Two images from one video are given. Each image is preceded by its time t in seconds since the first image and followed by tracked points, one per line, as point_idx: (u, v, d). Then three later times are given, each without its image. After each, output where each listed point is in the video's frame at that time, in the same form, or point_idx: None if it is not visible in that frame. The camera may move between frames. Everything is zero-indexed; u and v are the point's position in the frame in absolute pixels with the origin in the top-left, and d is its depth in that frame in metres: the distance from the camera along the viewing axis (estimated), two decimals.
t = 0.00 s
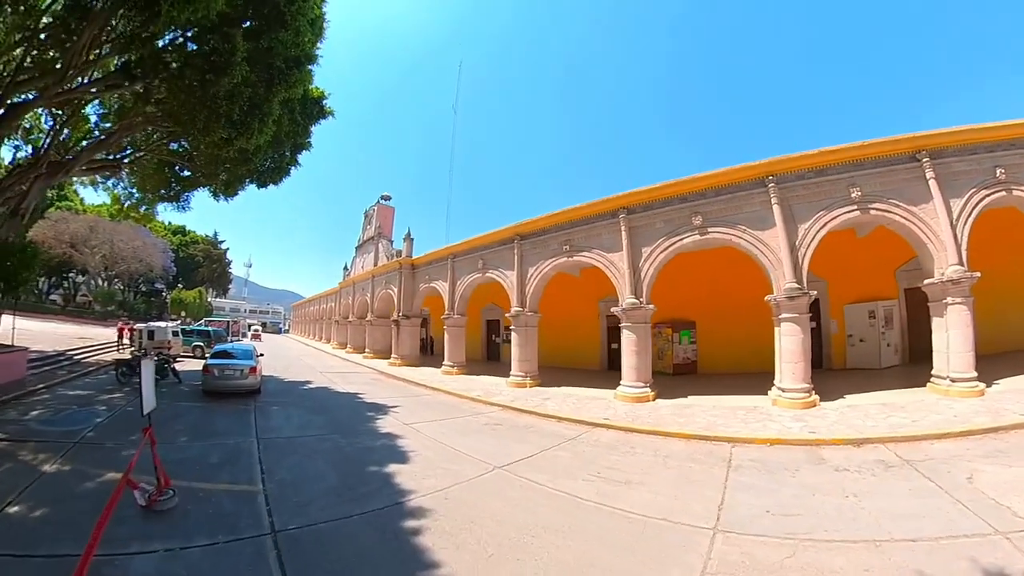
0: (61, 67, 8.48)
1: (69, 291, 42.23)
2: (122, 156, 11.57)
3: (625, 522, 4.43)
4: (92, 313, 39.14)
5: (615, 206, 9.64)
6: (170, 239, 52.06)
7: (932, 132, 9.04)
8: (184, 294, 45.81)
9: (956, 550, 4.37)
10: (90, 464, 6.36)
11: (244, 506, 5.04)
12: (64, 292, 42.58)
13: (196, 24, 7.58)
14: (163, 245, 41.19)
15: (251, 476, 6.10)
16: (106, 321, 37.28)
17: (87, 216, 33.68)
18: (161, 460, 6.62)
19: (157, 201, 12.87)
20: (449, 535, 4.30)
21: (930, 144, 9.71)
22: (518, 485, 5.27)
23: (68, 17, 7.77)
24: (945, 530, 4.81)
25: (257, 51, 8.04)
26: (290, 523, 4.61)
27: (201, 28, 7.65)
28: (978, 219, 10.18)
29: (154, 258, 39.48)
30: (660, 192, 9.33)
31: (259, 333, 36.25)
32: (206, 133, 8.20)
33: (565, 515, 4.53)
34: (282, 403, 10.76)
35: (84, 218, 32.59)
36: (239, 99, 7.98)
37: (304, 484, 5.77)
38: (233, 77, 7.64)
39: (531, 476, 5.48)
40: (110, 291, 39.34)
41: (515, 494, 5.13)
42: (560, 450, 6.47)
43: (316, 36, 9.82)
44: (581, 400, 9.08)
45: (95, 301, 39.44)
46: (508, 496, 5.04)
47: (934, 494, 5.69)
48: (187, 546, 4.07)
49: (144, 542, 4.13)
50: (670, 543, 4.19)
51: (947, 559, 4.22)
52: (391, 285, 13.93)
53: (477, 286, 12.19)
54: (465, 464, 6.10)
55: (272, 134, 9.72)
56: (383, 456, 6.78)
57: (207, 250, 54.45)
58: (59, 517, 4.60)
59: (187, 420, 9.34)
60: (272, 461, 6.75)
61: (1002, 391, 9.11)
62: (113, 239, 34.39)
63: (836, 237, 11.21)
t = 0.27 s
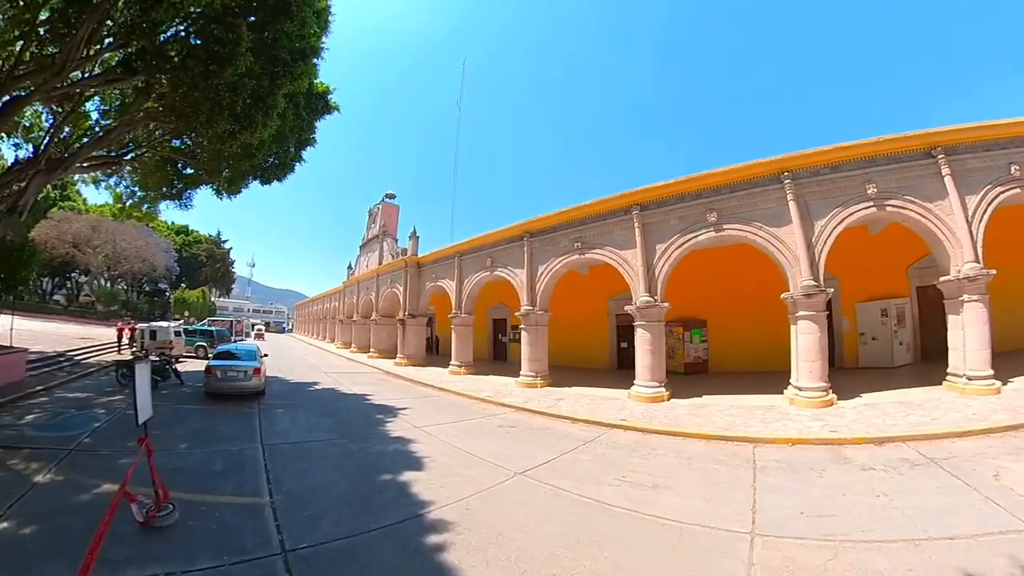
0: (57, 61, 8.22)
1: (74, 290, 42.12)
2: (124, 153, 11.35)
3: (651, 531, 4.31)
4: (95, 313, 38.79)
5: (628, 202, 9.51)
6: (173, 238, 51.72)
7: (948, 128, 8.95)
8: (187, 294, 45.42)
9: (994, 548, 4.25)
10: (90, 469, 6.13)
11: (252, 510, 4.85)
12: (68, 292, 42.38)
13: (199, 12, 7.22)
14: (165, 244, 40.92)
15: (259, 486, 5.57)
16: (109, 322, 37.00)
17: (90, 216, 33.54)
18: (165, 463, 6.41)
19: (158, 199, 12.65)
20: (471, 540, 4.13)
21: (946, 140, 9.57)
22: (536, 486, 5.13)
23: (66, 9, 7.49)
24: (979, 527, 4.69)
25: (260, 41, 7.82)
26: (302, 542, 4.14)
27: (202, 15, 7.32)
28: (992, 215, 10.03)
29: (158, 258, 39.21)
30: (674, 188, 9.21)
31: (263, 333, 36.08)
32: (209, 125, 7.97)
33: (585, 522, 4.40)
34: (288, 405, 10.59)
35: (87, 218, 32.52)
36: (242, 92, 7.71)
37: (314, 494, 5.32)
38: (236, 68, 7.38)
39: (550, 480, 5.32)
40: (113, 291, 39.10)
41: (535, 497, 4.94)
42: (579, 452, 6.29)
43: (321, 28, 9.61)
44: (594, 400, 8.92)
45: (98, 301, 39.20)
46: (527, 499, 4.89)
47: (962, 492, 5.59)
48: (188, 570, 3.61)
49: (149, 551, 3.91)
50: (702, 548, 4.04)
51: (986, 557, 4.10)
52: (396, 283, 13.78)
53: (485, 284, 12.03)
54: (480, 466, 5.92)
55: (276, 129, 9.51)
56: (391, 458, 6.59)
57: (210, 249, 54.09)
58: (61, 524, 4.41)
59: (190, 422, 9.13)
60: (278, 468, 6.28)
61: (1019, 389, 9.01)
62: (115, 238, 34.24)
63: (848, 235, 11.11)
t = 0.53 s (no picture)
0: (54, 51, 7.93)
1: (76, 289, 41.74)
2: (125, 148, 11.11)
3: (679, 534, 4.16)
4: (96, 312, 38.27)
5: (640, 197, 9.36)
6: (176, 237, 51.23)
7: (963, 124, 8.88)
8: (188, 293, 44.88)
9: None
10: (90, 471, 5.91)
11: (261, 512, 4.65)
12: (69, 291, 41.99)
13: None
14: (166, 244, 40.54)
15: (265, 497, 5.06)
16: (111, 322, 35.93)
17: (91, 214, 33.17)
18: (169, 464, 6.20)
19: (158, 195, 12.41)
20: (494, 541, 3.95)
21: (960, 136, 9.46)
22: (557, 486, 4.96)
23: None
24: (1015, 523, 4.58)
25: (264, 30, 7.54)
26: (315, 560, 3.70)
27: None
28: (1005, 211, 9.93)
29: (160, 257, 38.87)
30: (687, 183, 9.10)
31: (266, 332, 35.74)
32: (210, 115, 7.71)
33: (610, 521, 4.25)
34: (292, 405, 10.39)
35: (87, 216, 32.23)
36: (244, 82, 7.46)
37: (324, 503, 4.88)
38: (239, 56, 7.07)
39: (570, 480, 5.17)
40: (113, 290, 38.70)
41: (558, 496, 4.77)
42: (597, 452, 6.12)
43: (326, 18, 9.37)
44: (606, 399, 8.77)
45: (98, 300, 38.80)
46: (548, 497, 4.74)
47: (992, 488, 5.50)
48: None
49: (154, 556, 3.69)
50: (735, 557, 3.91)
51: None
52: (400, 281, 13.62)
53: (492, 282, 11.86)
54: (497, 466, 5.74)
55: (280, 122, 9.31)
56: (401, 458, 6.41)
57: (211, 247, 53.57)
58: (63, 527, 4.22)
59: (193, 422, 8.90)
60: (284, 476, 5.79)
61: None
62: (116, 237, 33.94)
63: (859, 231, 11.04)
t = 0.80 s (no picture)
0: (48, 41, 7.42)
1: (75, 289, 41.15)
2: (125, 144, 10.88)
3: (710, 540, 4.00)
4: (96, 312, 37.72)
5: (652, 194, 9.21)
6: (176, 236, 50.78)
7: (977, 121, 8.82)
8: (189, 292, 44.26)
9: None
10: (90, 473, 5.70)
11: (271, 520, 4.45)
12: (68, 291, 41.58)
13: None
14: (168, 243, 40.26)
15: (270, 518, 4.50)
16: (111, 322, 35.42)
17: (92, 213, 32.80)
18: (172, 467, 5.99)
19: (157, 192, 12.15)
20: (519, 546, 3.79)
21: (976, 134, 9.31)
22: (583, 495, 4.69)
23: None
24: None
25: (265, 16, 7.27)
26: None
27: None
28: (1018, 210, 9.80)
29: (161, 256, 38.48)
30: (700, 179, 9.00)
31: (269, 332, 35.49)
32: (210, 107, 7.41)
33: (639, 526, 4.09)
34: (296, 407, 10.20)
35: (86, 215, 31.88)
36: (246, 71, 7.19)
37: (336, 520, 4.42)
38: (241, 43, 6.72)
39: (592, 484, 5.00)
40: (112, 289, 38.30)
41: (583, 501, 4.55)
42: (616, 455, 5.94)
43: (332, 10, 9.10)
44: (619, 400, 8.61)
45: (97, 300, 38.42)
46: (571, 501, 4.57)
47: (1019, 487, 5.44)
48: None
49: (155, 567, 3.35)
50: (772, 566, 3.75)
51: None
52: (404, 280, 13.45)
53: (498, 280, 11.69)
54: (514, 469, 5.56)
55: (282, 114, 9.09)
56: (412, 461, 6.21)
57: (213, 246, 53.08)
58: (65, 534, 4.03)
59: (194, 424, 8.67)
60: (288, 490, 5.26)
61: None
62: (115, 236, 33.63)
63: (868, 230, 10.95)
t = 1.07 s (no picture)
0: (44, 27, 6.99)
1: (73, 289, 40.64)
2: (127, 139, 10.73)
3: (733, 540, 3.89)
4: (95, 311, 37.31)
5: (662, 190, 9.10)
6: (176, 234, 50.38)
7: (986, 119, 8.80)
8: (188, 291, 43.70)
9: None
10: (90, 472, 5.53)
11: (279, 520, 4.28)
12: (67, 291, 41.20)
13: None
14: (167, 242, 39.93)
15: (276, 533, 4.02)
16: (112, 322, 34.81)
17: (91, 211, 32.44)
18: (175, 467, 5.81)
19: (156, 188, 11.92)
20: (542, 547, 3.66)
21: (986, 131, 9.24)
22: (608, 498, 4.49)
23: None
24: None
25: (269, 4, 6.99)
26: None
27: None
28: None
29: (160, 255, 38.13)
30: (711, 175, 8.93)
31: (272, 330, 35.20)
32: (212, 97, 7.20)
33: (662, 524, 4.00)
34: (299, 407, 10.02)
35: (85, 214, 31.56)
36: (248, 60, 6.98)
37: (349, 533, 3.99)
38: (244, 31, 6.50)
39: (610, 483, 4.89)
40: (111, 287, 37.88)
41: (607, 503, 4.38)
42: (632, 455, 5.81)
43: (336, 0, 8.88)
44: (630, 399, 8.49)
45: (96, 299, 38.05)
46: (589, 499, 4.48)
47: None
48: None
49: None
50: (802, 566, 3.68)
51: None
52: (407, 278, 13.30)
53: (503, 278, 11.55)
54: (530, 469, 5.40)
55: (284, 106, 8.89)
56: (422, 461, 6.06)
57: (212, 244, 52.79)
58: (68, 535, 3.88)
59: (195, 424, 8.47)
60: (293, 497, 4.85)
61: None
62: (114, 235, 33.36)
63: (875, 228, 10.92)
